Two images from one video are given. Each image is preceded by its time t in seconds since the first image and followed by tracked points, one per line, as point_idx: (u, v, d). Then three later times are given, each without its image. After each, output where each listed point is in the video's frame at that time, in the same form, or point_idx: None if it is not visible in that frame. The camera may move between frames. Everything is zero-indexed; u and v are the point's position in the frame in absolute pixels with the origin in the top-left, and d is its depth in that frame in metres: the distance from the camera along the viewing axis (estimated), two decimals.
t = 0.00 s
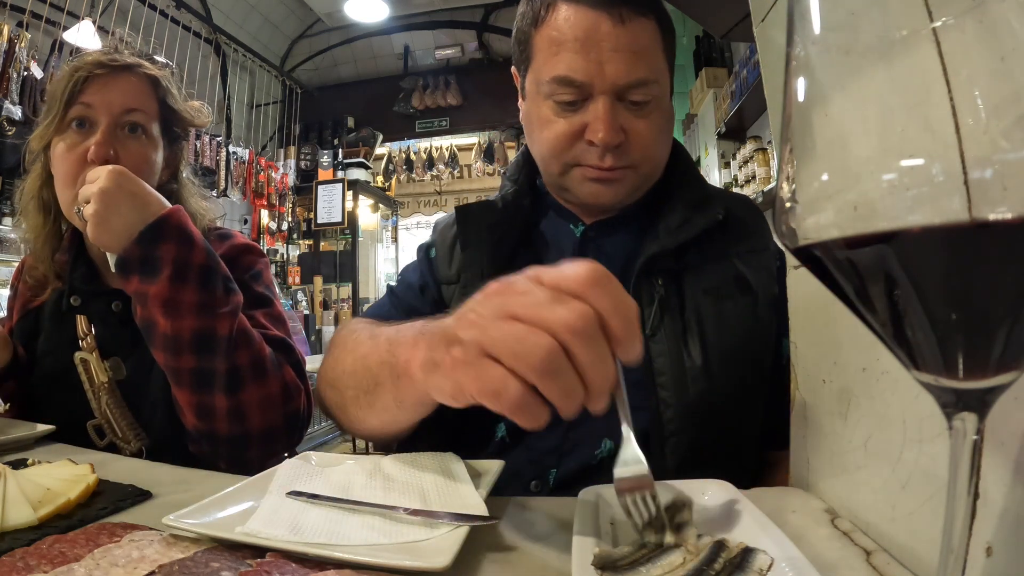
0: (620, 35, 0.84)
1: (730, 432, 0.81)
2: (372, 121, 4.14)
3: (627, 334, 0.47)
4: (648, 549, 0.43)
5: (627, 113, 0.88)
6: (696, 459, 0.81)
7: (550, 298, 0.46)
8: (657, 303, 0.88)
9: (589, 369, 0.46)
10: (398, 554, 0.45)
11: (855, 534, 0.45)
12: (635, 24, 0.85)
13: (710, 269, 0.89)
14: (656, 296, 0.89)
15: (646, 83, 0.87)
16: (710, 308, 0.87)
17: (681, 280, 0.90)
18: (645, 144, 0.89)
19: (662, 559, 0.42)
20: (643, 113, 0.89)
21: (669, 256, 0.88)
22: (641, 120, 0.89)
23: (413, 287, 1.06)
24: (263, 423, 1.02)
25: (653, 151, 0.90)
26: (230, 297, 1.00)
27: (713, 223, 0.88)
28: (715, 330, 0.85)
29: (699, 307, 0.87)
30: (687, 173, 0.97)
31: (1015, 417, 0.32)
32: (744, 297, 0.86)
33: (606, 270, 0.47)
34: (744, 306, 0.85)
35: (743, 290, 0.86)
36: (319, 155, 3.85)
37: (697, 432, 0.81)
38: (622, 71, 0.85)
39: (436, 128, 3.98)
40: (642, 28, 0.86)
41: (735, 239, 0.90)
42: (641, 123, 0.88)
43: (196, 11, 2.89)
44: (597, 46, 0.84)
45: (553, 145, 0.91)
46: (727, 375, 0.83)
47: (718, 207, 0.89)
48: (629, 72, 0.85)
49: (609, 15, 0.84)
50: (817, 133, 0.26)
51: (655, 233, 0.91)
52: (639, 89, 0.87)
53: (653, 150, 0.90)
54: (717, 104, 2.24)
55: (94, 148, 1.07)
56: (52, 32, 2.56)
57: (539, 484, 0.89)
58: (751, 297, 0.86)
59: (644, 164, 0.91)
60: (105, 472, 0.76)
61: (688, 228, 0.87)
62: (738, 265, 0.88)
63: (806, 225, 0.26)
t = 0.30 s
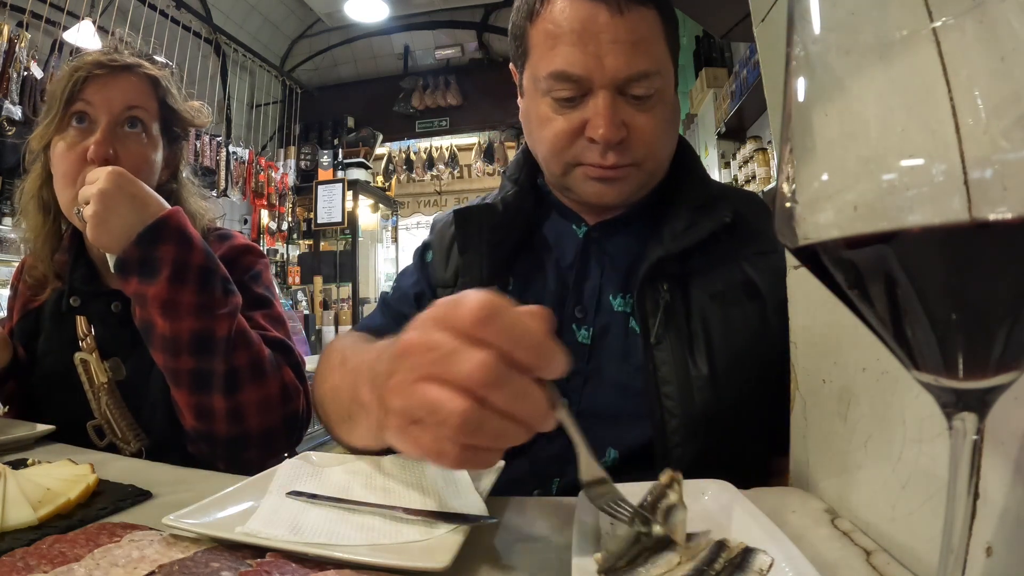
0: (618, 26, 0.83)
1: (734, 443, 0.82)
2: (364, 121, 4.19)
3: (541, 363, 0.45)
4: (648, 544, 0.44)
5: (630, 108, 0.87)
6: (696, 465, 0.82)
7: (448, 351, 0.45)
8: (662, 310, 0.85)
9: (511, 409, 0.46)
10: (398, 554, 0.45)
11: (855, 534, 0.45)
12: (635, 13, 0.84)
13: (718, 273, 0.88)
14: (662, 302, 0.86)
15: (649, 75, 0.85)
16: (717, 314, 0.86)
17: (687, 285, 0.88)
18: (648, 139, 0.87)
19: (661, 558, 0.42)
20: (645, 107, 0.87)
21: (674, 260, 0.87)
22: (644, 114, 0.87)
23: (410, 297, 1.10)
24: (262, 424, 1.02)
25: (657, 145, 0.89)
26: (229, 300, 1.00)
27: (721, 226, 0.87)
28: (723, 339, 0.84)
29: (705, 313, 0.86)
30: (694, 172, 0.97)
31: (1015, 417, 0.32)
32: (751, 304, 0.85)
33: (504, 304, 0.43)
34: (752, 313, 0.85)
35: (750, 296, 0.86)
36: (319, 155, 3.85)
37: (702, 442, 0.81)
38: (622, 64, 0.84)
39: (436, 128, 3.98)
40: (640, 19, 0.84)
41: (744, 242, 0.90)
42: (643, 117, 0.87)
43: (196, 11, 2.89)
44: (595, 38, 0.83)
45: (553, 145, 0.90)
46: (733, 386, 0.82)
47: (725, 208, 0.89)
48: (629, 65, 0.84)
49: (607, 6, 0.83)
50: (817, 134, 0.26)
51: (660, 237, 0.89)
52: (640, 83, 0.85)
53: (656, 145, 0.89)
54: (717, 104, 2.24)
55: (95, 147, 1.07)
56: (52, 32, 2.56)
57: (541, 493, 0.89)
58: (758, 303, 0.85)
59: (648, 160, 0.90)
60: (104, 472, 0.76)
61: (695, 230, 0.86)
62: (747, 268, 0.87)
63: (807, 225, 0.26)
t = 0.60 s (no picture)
0: (608, 18, 0.82)
1: (733, 449, 0.81)
2: (370, 122, 4.15)
3: (517, 369, 0.43)
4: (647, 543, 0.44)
5: (625, 102, 0.86)
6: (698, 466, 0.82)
7: (426, 370, 0.45)
8: (663, 314, 0.85)
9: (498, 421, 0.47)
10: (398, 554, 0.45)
11: (855, 534, 0.45)
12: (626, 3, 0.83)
13: (722, 276, 0.88)
14: (663, 307, 0.86)
15: (644, 68, 0.85)
16: (722, 319, 0.85)
17: (690, 287, 0.88)
18: (645, 136, 0.87)
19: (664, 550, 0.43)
20: (642, 102, 0.87)
21: (676, 262, 0.86)
22: (641, 110, 0.87)
23: (403, 299, 1.11)
24: (258, 425, 1.02)
25: (654, 141, 0.88)
26: (226, 300, 1.00)
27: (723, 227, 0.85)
28: (727, 343, 0.84)
29: (708, 316, 0.86)
30: (696, 169, 0.96)
31: (1015, 418, 0.32)
32: (755, 308, 0.85)
33: (472, 315, 0.42)
34: (757, 318, 0.84)
35: (755, 300, 0.85)
36: (319, 155, 3.85)
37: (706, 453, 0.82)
38: (614, 56, 0.83)
39: (436, 128, 3.98)
40: (634, 11, 0.83)
41: (749, 243, 0.89)
42: (640, 112, 0.86)
43: (196, 11, 2.90)
44: (583, 30, 0.82)
45: (547, 145, 0.90)
46: (737, 392, 0.82)
47: (729, 209, 0.86)
48: (622, 58, 0.83)
49: None
50: (817, 134, 0.26)
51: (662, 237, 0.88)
52: (636, 76, 0.85)
53: (653, 142, 0.88)
54: (718, 104, 2.24)
55: (94, 145, 1.07)
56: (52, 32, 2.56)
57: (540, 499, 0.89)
58: (762, 308, 0.85)
59: (647, 159, 0.89)
60: (104, 471, 0.76)
61: (697, 233, 0.85)
62: (752, 271, 0.87)
63: (806, 225, 0.26)
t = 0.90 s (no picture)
0: (617, 16, 0.82)
1: (734, 449, 0.82)
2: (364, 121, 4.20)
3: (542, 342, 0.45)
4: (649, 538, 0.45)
5: (634, 103, 0.86)
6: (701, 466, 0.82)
7: (458, 336, 0.48)
8: (669, 317, 0.85)
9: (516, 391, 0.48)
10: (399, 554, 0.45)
11: (855, 534, 0.45)
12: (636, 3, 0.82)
13: (727, 278, 0.87)
14: (669, 309, 0.85)
15: (652, 69, 0.84)
16: (727, 322, 0.85)
17: (696, 289, 0.88)
18: (652, 135, 0.86)
19: (661, 546, 0.44)
20: (649, 102, 0.86)
21: (681, 264, 0.85)
22: (649, 110, 0.86)
23: (401, 305, 1.10)
24: (256, 426, 1.02)
25: (661, 142, 0.88)
26: (223, 301, 1.00)
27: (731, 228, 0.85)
28: (731, 346, 0.84)
29: (713, 316, 0.86)
30: (700, 170, 0.95)
31: (1015, 418, 0.32)
32: (761, 310, 0.85)
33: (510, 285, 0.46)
34: (762, 320, 0.85)
35: (760, 302, 0.85)
36: (319, 155, 3.85)
37: (709, 456, 0.82)
38: (623, 56, 0.83)
39: (436, 128, 3.99)
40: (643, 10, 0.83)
41: (754, 244, 0.88)
42: (647, 112, 0.86)
43: (196, 11, 2.90)
44: (593, 29, 0.82)
45: (553, 145, 0.90)
46: (741, 396, 0.82)
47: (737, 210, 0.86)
48: (630, 58, 0.82)
49: None
50: (817, 134, 0.26)
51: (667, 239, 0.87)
52: (645, 76, 0.85)
53: (660, 142, 0.88)
54: (718, 104, 2.24)
55: (93, 146, 1.07)
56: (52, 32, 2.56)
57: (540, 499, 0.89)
58: (767, 310, 0.85)
59: (653, 158, 0.89)
60: (104, 471, 0.76)
61: (703, 234, 0.84)
62: (757, 273, 0.87)
63: (807, 225, 0.26)
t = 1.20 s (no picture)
0: (616, 16, 0.82)
1: (737, 451, 0.81)
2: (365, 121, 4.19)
3: (469, 347, 0.47)
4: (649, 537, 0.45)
5: (633, 102, 0.86)
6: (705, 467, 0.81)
7: (388, 362, 0.49)
8: (671, 318, 0.86)
9: (476, 383, 0.50)
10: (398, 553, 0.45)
11: (855, 534, 0.45)
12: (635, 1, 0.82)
13: (730, 279, 0.88)
14: (672, 309, 0.86)
15: (652, 68, 0.85)
16: (729, 323, 0.85)
17: (698, 292, 0.88)
18: (652, 134, 0.87)
19: (662, 546, 0.44)
20: (648, 100, 0.86)
21: (685, 266, 0.86)
22: (648, 108, 0.87)
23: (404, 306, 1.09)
24: (257, 427, 1.02)
25: (662, 141, 0.88)
26: (222, 303, 0.99)
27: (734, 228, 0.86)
28: (733, 346, 0.84)
29: (716, 317, 0.86)
30: (705, 172, 0.96)
31: (1015, 418, 0.32)
32: (764, 311, 0.85)
33: (412, 307, 0.46)
34: (764, 321, 0.84)
35: (763, 303, 0.85)
36: (319, 155, 3.85)
37: (712, 458, 0.81)
38: (622, 55, 0.83)
39: (435, 128, 3.99)
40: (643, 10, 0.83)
41: (757, 247, 0.88)
42: (647, 111, 0.86)
43: (196, 11, 2.89)
44: (592, 28, 0.82)
45: (552, 143, 0.91)
46: (743, 398, 0.82)
47: (739, 210, 0.87)
48: (629, 57, 0.83)
49: None
50: (817, 133, 0.26)
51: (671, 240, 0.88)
52: (644, 75, 0.85)
53: (660, 140, 0.88)
54: (718, 104, 2.24)
55: (94, 147, 1.07)
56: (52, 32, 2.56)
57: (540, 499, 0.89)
58: (769, 312, 0.84)
59: (653, 155, 0.89)
60: (104, 471, 0.76)
61: (705, 234, 0.85)
62: (761, 274, 0.87)
63: (806, 225, 0.26)
